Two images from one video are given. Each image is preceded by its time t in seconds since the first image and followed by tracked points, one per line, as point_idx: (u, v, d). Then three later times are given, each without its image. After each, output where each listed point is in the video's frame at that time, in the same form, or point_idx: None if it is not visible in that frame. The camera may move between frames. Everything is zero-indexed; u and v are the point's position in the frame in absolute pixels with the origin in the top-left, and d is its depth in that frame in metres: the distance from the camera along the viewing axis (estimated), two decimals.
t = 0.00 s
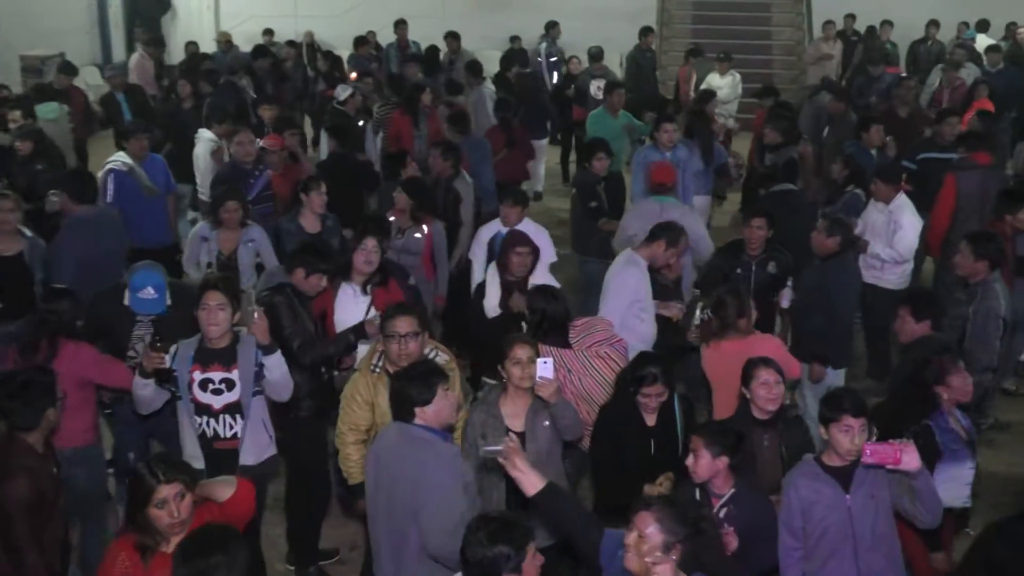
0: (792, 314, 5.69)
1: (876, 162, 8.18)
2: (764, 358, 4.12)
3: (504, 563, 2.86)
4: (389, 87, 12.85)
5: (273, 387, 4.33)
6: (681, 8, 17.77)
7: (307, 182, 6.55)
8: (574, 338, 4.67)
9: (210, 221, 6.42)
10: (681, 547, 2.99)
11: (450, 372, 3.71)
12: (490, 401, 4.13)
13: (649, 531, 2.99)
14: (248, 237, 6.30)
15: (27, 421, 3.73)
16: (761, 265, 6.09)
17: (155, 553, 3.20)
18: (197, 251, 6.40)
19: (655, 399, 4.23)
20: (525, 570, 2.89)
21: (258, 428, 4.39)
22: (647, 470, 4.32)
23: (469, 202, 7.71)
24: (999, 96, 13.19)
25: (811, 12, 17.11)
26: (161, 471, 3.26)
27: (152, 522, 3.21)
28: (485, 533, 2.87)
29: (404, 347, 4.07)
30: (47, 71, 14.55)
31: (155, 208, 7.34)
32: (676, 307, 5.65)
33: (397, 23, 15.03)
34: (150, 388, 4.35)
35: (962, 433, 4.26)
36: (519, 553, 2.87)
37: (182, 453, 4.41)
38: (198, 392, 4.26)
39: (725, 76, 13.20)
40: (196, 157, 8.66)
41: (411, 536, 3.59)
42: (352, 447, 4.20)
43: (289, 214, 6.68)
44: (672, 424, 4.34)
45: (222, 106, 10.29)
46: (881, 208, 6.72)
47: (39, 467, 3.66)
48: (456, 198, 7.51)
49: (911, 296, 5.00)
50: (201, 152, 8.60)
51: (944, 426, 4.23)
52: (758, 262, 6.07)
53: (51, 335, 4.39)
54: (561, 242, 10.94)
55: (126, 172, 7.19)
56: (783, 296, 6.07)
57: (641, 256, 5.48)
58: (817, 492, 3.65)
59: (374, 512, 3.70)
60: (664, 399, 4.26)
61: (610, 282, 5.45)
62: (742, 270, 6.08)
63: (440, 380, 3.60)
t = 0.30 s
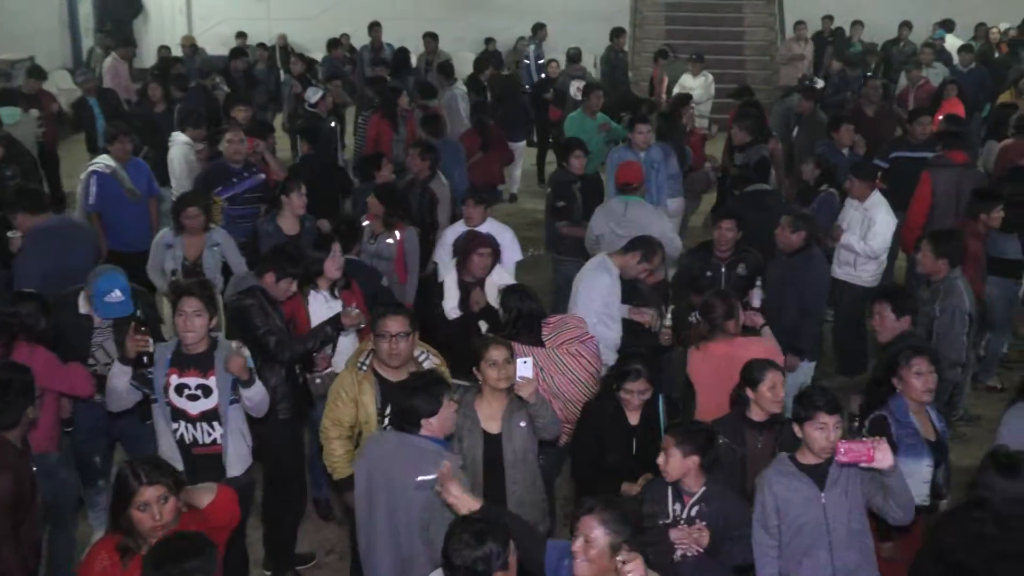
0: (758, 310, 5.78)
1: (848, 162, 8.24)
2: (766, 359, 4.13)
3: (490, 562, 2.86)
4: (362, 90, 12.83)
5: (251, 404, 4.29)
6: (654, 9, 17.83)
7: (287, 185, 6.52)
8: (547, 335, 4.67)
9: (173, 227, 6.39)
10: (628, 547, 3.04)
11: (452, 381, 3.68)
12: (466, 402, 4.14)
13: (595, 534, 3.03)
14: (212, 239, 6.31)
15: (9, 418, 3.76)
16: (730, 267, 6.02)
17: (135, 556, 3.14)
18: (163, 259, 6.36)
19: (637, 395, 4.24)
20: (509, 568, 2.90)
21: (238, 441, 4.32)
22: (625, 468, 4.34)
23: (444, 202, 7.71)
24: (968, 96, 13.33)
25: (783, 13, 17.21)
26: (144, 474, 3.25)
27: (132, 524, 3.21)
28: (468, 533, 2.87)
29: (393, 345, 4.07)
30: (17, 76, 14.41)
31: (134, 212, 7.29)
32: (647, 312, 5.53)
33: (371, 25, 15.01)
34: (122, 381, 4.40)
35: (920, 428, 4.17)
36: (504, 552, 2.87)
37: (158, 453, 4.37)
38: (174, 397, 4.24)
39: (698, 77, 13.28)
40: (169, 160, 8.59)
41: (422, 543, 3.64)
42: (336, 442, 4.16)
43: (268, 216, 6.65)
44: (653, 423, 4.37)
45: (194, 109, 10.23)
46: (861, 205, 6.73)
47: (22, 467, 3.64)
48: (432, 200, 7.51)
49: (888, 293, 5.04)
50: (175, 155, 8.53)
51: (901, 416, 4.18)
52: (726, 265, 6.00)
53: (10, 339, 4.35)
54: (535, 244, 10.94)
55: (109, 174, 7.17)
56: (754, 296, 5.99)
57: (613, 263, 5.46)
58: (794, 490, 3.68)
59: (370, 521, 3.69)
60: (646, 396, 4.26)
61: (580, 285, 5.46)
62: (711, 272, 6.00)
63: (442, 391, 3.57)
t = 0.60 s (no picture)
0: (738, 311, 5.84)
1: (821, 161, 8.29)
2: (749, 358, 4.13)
3: (469, 564, 2.84)
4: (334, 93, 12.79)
5: (223, 414, 4.28)
6: (626, 10, 17.87)
7: (263, 193, 6.52)
8: (522, 331, 4.65)
9: (138, 232, 6.34)
10: (586, 539, 3.03)
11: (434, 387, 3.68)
12: (444, 404, 4.11)
13: (553, 534, 3.01)
14: (179, 240, 6.35)
15: None
16: (690, 265, 6.06)
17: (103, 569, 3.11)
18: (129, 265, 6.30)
19: (610, 388, 4.23)
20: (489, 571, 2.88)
21: (205, 444, 4.32)
22: (601, 468, 4.34)
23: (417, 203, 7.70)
24: (938, 95, 13.44)
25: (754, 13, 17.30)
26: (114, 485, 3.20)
27: (103, 536, 3.18)
28: (450, 533, 2.87)
29: (368, 347, 4.05)
30: None
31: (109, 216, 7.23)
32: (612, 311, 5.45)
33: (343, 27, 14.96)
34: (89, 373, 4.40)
35: (879, 430, 4.18)
36: (482, 553, 2.85)
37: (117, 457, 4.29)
38: (143, 398, 4.22)
39: (670, 78, 13.35)
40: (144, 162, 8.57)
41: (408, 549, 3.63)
42: (308, 445, 4.14)
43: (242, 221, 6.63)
44: (628, 421, 4.36)
45: (164, 113, 10.17)
46: (832, 201, 6.79)
47: None
48: (405, 202, 7.50)
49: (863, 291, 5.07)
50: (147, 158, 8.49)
51: (859, 418, 4.20)
52: (686, 263, 6.04)
53: None
54: (509, 245, 10.95)
55: (84, 178, 7.14)
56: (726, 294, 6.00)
57: (575, 268, 5.48)
58: (768, 489, 3.69)
59: (353, 528, 3.65)
60: (619, 390, 4.26)
61: (548, 290, 5.47)
62: (673, 272, 6.04)
63: (429, 397, 3.59)
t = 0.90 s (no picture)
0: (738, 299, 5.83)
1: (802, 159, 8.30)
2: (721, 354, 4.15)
3: (479, 564, 2.85)
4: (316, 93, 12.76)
5: (202, 405, 4.30)
6: (608, 9, 17.88)
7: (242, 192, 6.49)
8: (504, 333, 4.65)
9: (115, 232, 6.33)
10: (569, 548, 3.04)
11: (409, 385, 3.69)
12: (432, 402, 4.12)
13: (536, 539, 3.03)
14: (158, 239, 6.39)
15: None
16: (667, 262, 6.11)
17: None
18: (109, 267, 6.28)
19: (593, 380, 4.24)
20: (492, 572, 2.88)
21: (184, 443, 4.33)
22: (585, 467, 4.33)
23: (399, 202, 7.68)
24: (920, 92, 13.50)
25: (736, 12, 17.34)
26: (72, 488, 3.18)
27: (62, 541, 3.15)
28: (461, 536, 2.86)
29: (338, 349, 4.04)
30: None
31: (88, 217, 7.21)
32: (591, 302, 5.59)
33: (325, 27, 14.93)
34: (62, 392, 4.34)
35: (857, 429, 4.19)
36: (490, 554, 2.86)
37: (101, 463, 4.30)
38: (122, 401, 4.21)
39: (652, 77, 13.35)
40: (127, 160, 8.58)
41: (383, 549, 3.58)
42: (281, 453, 4.16)
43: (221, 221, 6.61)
44: (607, 416, 4.35)
45: (144, 114, 10.13)
46: (813, 200, 6.85)
47: None
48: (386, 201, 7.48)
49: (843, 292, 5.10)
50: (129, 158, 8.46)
51: (834, 412, 4.22)
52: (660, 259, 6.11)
53: None
54: (492, 245, 10.94)
55: (62, 179, 7.12)
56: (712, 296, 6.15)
57: (554, 264, 5.48)
58: (750, 485, 3.70)
59: (329, 524, 3.65)
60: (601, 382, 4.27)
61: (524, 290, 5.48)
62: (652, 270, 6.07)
63: (404, 395, 3.60)
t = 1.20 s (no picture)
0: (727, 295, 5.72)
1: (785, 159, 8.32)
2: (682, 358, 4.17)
3: (471, 567, 2.88)
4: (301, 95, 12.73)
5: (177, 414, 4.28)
6: (593, 10, 17.91)
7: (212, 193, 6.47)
8: (489, 338, 4.65)
9: (99, 235, 6.33)
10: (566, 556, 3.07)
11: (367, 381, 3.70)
12: (424, 403, 4.12)
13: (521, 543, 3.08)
14: (141, 242, 6.44)
15: None
16: (652, 264, 6.13)
17: None
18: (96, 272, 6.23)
19: (567, 384, 4.30)
20: None
21: (165, 447, 4.25)
22: (572, 467, 4.32)
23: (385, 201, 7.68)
24: (904, 93, 13.55)
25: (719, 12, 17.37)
26: (40, 499, 3.16)
27: (29, 554, 3.12)
28: (451, 539, 2.89)
29: (301, 358, 4.08)
30: None
31: (68, 220, 7.16)
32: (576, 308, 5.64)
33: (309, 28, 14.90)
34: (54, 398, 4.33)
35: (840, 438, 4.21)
36: (485, 558, 2.89)
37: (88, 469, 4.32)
38: (100, 405, 4.19)
39: (635, 77, 13.37)
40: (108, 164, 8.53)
41: (341, 543, 3.54)
42: (252, 471, 4.11)
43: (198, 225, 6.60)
44: (587, 419, 4.39)
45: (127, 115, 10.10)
46: (796, 200, 6.85)
47: None
48: (370, 204, 7.48)
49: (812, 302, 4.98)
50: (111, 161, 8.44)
51: (818, 417, 4.24)
52: (642, 258, 6.13)
53: None
54: (477, 247, 10.93)
55: (38, 182, 7.07)
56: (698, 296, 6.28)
57: (539, 266, 5.50)
58: (733, 484, 3.72)
59: (294, 519, 3.66)
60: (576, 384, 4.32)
61: (511, 295, 5.45)
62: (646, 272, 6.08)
63: (362, 389, 3.61)
